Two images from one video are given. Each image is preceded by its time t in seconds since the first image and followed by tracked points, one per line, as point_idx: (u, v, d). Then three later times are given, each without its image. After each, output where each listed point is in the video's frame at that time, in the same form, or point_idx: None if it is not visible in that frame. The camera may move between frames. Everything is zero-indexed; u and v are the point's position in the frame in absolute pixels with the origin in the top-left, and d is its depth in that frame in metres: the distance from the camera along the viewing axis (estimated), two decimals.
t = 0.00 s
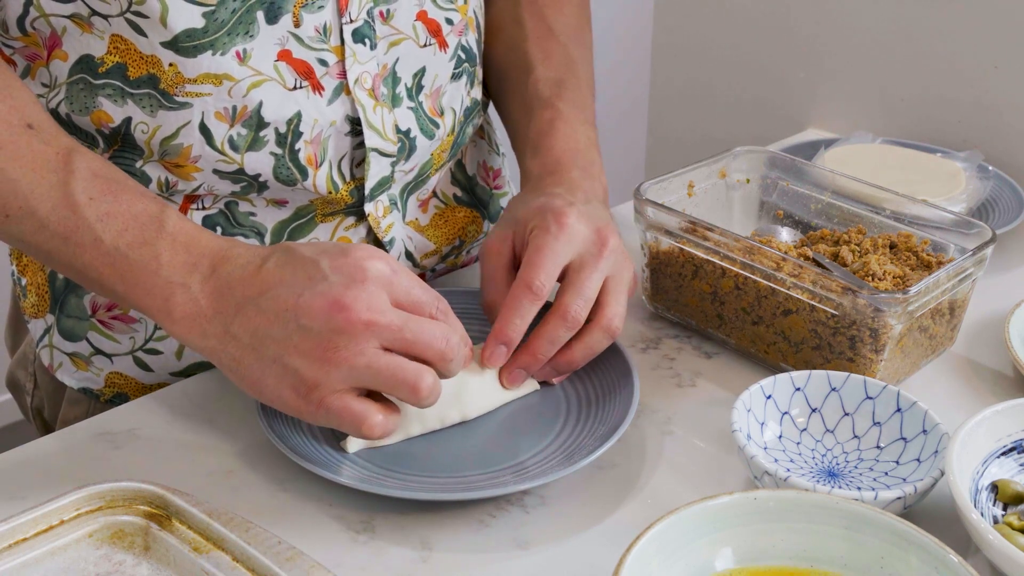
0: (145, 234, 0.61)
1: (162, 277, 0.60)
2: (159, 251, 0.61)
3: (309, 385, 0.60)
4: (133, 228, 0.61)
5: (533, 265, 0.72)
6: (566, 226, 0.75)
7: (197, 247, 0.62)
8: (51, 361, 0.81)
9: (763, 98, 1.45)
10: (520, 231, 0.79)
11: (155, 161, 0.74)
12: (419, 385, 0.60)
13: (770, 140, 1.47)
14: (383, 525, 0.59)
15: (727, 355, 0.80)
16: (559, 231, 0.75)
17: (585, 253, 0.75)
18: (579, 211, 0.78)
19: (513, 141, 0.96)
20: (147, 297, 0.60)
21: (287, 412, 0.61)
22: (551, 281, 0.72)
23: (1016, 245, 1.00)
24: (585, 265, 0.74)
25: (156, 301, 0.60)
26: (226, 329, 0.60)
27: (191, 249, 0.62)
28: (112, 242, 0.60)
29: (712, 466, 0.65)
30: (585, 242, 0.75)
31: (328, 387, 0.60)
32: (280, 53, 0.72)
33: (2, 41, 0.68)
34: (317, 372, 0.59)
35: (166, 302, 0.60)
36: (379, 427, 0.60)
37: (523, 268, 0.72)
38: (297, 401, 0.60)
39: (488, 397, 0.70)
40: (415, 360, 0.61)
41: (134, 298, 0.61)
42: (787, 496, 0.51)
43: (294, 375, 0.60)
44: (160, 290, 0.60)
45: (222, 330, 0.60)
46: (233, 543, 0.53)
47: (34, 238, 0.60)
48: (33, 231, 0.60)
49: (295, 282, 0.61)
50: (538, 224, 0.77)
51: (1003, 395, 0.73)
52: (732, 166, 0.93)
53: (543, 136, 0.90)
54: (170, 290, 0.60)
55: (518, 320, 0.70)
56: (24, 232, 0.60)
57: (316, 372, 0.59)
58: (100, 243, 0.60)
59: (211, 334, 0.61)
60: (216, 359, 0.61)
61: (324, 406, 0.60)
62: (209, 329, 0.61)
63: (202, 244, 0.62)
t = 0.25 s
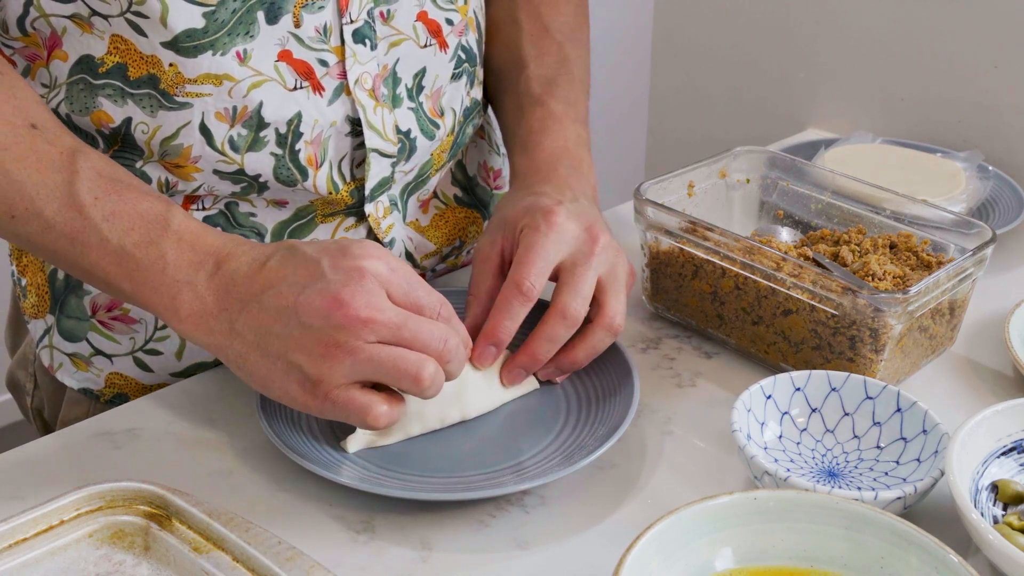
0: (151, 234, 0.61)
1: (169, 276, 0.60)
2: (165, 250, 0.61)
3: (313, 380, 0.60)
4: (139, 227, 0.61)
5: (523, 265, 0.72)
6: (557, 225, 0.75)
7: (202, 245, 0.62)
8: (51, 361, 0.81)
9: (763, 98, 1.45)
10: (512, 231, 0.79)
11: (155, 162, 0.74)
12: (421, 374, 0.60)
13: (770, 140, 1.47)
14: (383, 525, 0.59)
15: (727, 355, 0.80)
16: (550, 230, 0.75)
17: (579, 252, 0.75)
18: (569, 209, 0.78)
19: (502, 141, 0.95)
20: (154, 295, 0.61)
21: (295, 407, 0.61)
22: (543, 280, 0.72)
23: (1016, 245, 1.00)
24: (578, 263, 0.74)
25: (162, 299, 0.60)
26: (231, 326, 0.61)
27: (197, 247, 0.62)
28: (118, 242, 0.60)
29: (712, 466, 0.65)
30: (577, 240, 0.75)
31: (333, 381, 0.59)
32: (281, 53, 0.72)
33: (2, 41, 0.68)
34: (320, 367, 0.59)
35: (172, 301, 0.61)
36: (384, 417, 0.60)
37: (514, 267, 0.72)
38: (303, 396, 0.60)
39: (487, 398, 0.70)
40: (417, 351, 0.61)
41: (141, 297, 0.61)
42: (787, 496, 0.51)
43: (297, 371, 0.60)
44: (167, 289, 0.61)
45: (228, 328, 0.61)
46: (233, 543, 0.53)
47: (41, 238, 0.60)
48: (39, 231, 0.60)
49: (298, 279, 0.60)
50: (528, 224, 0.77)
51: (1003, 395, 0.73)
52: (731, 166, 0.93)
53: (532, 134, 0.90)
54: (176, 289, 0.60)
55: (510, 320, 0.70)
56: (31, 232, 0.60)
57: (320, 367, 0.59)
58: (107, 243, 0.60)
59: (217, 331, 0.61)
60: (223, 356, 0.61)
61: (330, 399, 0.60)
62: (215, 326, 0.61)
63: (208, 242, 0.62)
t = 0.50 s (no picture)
0: (151, 236, 0.61)
1: (169, 279, 0.61)
2: (166, 253, 0.61)
3: (310, 382, 0.60)
4: (139, 229, 0.61)
5: (520, 264, 0.73)
6: (551, 221, 0.76)
7: (203, 247, 0.62)
8: (51, 361, 0.81)
9: (763, 98, 1.45)
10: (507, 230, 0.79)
11: (156, 162, 0.74)
12: (415, 377, 0.60)
13: (770, 140, 1.47)
14: (383, 525, 0.59)
15: (727, 355, 0.80)
16: (546, 227, 0.76)
17: (572, 244, 0.76)
18: (563, 206, 0.79)
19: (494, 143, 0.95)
20: (154, 297, 0.61)
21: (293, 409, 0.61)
22: (540, 275, 0.73)
23: (1016, 245, 1.00)
24: (572, 255, 0.75)
25: (163, 302, 0.61)
26: (230, 329, 0.61)
27: (197, 249, 0.62)
28: (118, 244, 0.60)
29: (712, 466, 0.65)
30: (572, 235, 0.76)
31: (329, 383, 0.60)
32: (281, 53, 0.72)
33: (3, 41, 0.68)
34: (316, 370, 0.59)
35: (172, 303, 0.61)
36: (378, 420, 0.60)
37: (512, 265, 0.73)
38: (300, 398, 0.60)
39: (487, 397, 0.70)
40: (413, 354, 0.61)
41: (141, 299, 0.61)
42: (787, 497, 0.51)
43: (295, 373, 0.60)
44: (167, 290, 0.61)
45: (226, 330, 0.61)
46: (233, 542, 0.53)
47: (42, 240, 0.60)
48: (40, 234, 0.60)
49: (296, 282, 0.60)
50: (522, 221, 0.77)
51: (1003, 395, 0.73)
52: (732, 166, 0.93)
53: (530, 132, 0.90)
54: (176, 291, 0.61)
55: (506, 318, 0.72)
56: (32, 234, 0.60)
57: (316, 370, 0.59)
58: (107, 245, 0.60)
59: (216, 333, 0.61)
60: (222, 358, 0.61)
61: (326, 401, 0.60)
62: (214, 328, 0.61)
63: (208, 244, 0.62)
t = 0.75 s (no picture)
0: (137, 233, 0.61)
1: (153, 276, 0.61)
2: (150, 250, 0.61)
3: (293, 385, 0.60)
4: (123, 227, 0.61)
5: (517, 261, 0.73)
6: (544, 218, 0.77)
7: (187, 245, 0.62)
8: (51, 361, 0.81)
9: (763, 98, 1.45)
10: (499, 231, 0.79)
11: (155, 161, 0.74)
12: (400, 390, 0.60)
13: (770, 140, 1.47)
14: (383, 525, 0.59)
15: (727, 355, 0.80)
16: (539, 225, 0.76)
17: (567, 240, 0.76)
18: (554, 206, 0.80)
19: (491, 145, 0.96)
20: (138, 294, 0.61)
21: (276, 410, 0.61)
22: (538, 272, 0.73)
23: (1017, 245, 1.00)
24: (567, 252, 0.75)
25: (146, 299, 0.61)
26: (214, 328, 0.61)
27: (183, 247, 0.62)
28: (103, 240, 0.61)
29: (712, 466, 0.65)
30: (564, 233, 0.77)
31: (312, 388, 0.59)
32: (281, 54, 0.72)
33: (2, 41, 0.68)
34: (300, 373, 0.59)
35: (155, 300, 0.61)
36: (359, 430, 0.60)
37: (510, 264, 0.73)
38: (284, 400, 0.60)
39: (487, 398, 0.70)
40: (398, 365, 0.61)
41: (125, 295, 0.61)
42: (787, 497, 0.51)
43: (279, 375, 0.60)
44: (151, 287, 0.61)
45: (211, 329, 0.61)
46: (233, 543, 0.53)
47: (28, 235, 0.61)
48: (26, 229, 0.60)
49: (282, 282, 0.60)
50: (516, 220, 0.78)
51: (1003, 395, 0.73)
52: (732, 166, 0.93)
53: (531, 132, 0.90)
54: (159, 288, 0.60)
55: (508, 317, 0.72)
56: (19, 229, 0.60)
57: (300, 373, 0.59)
58: (91, 241, 0.60)
59: (201, 332, 0.61)
60: (205, 357, 0.61)
61: (309, 405, 0.60)
62: (198, 327, 0.61)
63: (193, 243, 0.62)
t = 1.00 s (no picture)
0: (149, 234, 0.61)
1: (167, 276, 0.61)
2: (163, 251, 0.61)
3: (314, 383, 0.60)
4: (136, 228, 0.61)
5: (518, 257, 0.73)
6: (543, 216, 0.77)
7: (200, 246, 0.62)
8: (50, 361, 0.82)
9: (763, 98, 1.45)
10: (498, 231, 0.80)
11: (154, 162, 0.74)
12: (420, 384, 0.61)
13: (770, 140, 1.47)
14: (383, 525, 0.59)
15: (727, 355, 0.80)
16: (539, 222, 0.76)
17: (566, 238, 0.77)
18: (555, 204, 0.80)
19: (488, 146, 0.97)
20: (153, 295, 0.61)
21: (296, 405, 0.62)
22: (539, 269, 0.74)
23: (1016, 245, 1.00)
24: (566, 251, 0.76)
25: (161, 300, 0.61)
26: (230, 328, 0.60)
27: (195, 248, 0.62)
28: (116, 242, 0.61)
29: (712, 466, 0.65)
30: (564, 230, 0.77)
31: (333, 385, 0.60)
32: (280, 54, 0.72)
33: (1, 41, 0.68)
34: (319, 372, 0.59)
35: (171, 301, 0.61)
36: (389, 416, 0.62)
37: (511, 261, 0.74)
38: (307, 395, 0.61)
39: (486, 398, 0.70)
40: (416, 359, 0.62)
41: (141, 297, 0.61)
42: (787, 497, 0.51)
43: (298, 373, 0.60)
44: (165, 289, 0.61)
45: (226, 330, 0.61)
46: (233, 543, 0.53)
47: (39, 238, 0.60)
48: (37, 231, 0.60)
49: (294, 281, 0.60)
50: (514, 218, 0.78)
51: (1003, 395, 0.73)
52: (732, 166, 0.93)
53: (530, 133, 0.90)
54: (174, 289, 0.61)
55: (510, 314, 0.72)
56: (29, 232, 0.60)
57: (319, 373, 0.59)
58: (104, 243, 0.60)
59: (216, 333, 0.61)
60: (222, 358, 0.61)
61: (334, 398, 0.61)
62: (213, 328, 0.61)
63: (204, 244, 0.62)
